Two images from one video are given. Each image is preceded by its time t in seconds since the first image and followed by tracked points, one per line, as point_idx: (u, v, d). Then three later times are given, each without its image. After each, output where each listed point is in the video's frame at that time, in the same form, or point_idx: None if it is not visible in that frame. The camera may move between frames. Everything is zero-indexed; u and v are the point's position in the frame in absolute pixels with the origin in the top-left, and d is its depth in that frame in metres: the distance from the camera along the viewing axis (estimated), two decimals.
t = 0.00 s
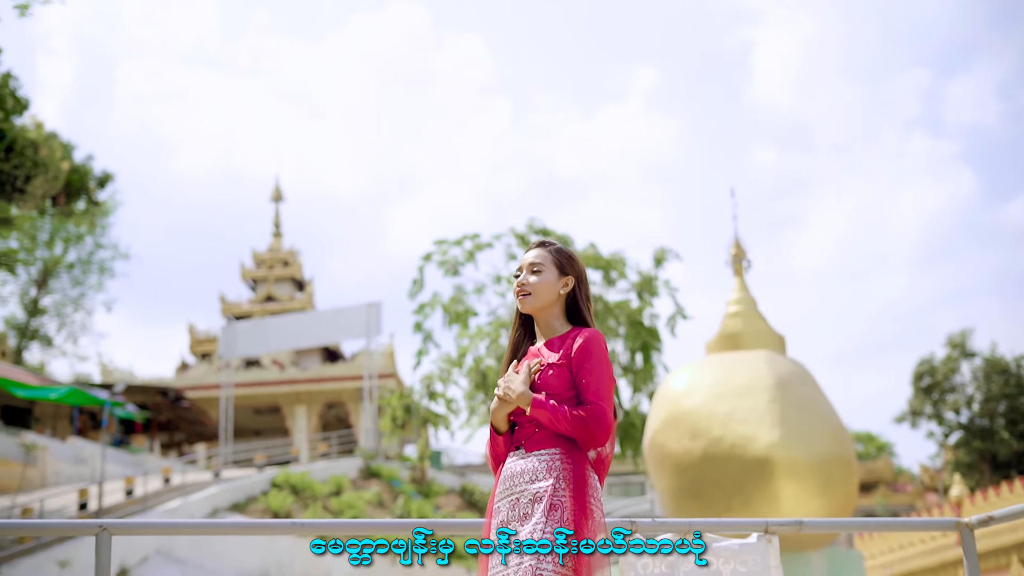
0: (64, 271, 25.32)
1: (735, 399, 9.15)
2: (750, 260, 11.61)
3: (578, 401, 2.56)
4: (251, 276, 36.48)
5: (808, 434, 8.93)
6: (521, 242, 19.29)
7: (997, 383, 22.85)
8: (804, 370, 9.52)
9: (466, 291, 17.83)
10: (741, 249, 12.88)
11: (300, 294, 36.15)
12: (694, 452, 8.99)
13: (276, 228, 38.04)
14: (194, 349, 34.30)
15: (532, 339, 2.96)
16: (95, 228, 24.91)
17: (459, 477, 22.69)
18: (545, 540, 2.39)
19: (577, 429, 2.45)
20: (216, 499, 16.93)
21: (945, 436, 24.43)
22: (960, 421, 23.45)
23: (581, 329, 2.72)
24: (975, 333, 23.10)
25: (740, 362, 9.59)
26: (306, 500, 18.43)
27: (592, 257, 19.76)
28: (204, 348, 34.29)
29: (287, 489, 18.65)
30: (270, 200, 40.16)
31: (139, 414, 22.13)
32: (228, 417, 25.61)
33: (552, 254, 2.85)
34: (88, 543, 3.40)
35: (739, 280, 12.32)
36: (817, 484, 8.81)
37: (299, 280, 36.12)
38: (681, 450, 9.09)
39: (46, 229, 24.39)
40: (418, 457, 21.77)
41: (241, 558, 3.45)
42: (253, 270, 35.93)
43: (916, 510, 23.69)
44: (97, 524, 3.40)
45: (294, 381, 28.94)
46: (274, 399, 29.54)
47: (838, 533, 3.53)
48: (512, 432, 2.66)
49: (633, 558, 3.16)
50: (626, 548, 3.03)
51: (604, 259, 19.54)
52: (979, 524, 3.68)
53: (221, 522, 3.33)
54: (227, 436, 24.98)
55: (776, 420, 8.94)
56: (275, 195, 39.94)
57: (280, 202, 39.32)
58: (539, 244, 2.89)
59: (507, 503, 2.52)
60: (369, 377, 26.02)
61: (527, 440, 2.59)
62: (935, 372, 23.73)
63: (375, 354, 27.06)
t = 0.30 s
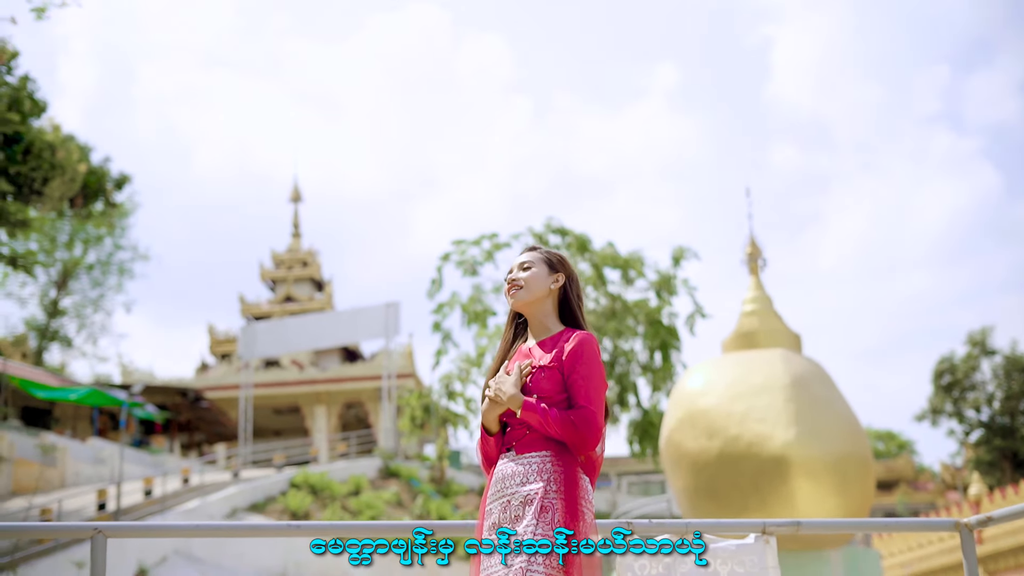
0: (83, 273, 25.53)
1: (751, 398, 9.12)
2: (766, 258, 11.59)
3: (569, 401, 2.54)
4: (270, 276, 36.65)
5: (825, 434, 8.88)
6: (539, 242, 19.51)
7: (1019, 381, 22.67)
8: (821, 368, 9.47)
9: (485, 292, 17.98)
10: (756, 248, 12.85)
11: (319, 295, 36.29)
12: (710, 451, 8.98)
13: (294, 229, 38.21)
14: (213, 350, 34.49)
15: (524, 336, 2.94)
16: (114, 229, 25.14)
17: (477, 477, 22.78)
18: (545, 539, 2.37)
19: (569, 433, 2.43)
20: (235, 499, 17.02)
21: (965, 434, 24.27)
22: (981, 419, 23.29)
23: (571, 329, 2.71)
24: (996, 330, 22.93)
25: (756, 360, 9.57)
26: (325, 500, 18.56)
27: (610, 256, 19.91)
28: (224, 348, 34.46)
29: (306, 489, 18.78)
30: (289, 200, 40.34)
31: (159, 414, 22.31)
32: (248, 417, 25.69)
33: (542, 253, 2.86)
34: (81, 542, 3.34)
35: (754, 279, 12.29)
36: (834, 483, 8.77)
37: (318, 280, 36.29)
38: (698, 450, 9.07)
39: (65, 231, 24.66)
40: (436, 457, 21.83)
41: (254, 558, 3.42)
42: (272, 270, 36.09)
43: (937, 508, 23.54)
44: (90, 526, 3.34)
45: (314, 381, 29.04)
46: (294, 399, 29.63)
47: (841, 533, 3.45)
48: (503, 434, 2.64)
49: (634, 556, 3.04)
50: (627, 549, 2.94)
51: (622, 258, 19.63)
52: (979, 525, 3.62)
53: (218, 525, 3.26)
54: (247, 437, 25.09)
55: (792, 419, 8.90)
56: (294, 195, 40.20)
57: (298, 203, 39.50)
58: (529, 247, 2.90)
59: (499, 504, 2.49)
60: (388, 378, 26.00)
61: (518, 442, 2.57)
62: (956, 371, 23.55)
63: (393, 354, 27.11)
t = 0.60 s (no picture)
0: (103, 274, 25.68)
1: (767, 396, 9.08)
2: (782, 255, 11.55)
3: (563, 402, 2.46)
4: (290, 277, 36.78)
5: (841, 433, 8.84)
6: (557, 241, 19.63)
7: None
8: (838, 366, 9.43)
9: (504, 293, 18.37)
10: (771, 245, 12.80)
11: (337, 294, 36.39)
12: (725, 450, 8.95)
13: (313, 229, 38.36)
14: (233, 350, 34.65)
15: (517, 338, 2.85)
16: (133, 230, 25.31)
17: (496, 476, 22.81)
18: (544, 540, 2.30)
19: (563, 433, 2.35)
20: (253, 498, 17.08)
21: (986, 432, 24.12)
22: (1002, 417, 23.14)
23: (564, 328, 2.63)
24: (1016, 328, 22.75)
25: (771, 358, 9.52)
26: (344, 499, 18.64)
27: (628, 255, 19.96)
28: (243, 348, 34.61)
29: (324, 489, 18.85)
30: (308, 200, 40.48)
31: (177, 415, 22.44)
32: (266, 418, 25.74)
33: (528, 252, 2.77)
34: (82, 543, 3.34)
35: (770, 277, 12.23)
36: (850, 482, 8.74)
37: (337, 280, 36.38)
38: (714, 449, 9.03)
39: (84, 231, 25.12)
40: (455, 457, 21.86)
41: (271, 556, 3.40)
42: (291, 271, 36.23)
43: (957, 506, 23.41)
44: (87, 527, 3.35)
45: (333, 381, 29.10)
46: (313, 399, 29.72)
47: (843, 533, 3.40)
48: (495, 433, 2.55)
49: (631, 556, 3.02)
50: (625, 548, 2.92)
51: (640, 257, 19.65)
52: (980, 524, 3.60)
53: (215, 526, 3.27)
54: (265, 437, 25.13)
55: (808, 418, 8.86)
56: (314, 195, 40.38)
57: (318, 204, 39.61)
58: (516, 248, 2.81)
59: (490, 505, 2.41)
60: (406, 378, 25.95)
61: (510, 442, 2.48)
62: (976, 368, 23.38)
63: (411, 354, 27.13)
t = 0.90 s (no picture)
0: (122, 274, 25.82)
1: (783, 394, 9.03)
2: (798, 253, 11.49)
3: (556, 399, 2.42)
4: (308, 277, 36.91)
5: (858, 431, 8.78)
6: (575, 240, 19.82)
7: None
8: (855, 364, 9.37)
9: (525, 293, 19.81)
10: (787, 242, 12.74)
11: (356, 294, 36.49)
12: (742, 448, 8.92)
13: (332, 229, 38.47)
14: (252, 350, 34.79)
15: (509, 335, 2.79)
16: (152, 231, 25.46)
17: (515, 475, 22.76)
18: (544, 540, 2.28)
19: (556, 430, 2.33)
20: (271, 498, 17.11)
21: (1007, 429, 23.91)
22: None
23: (557, 324, 2.57)
24: None
25: (788, 356, 9.47)
26: (362, 499, 18.68)
27: (646, 253, 19.94)
28: (262, 348, 34.73)
29: (342, 489, 18.88)
30: (326, 200, 40.57)
31: (197, 415, 22.51)
32: (286, 418, 25.78)
33: (518, 248, 2.72)
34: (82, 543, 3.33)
35: (787, 274, 12.18)
36: (868, 479, 8.68)
37: (355, 280, 36.47)
38: (730, 447, 9.01)
39: (104, 232, 25.28)
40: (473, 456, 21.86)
41: (289, 557, 3.40)
42: (309, 271, 36.35)
43: (979, 504, 23.22)
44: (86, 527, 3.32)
45: (351, 381, 29.13)
46: (332, 398, 29.80)
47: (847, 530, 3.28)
48: (488, 429, 2.53)
49: (629, 556, 2.92)
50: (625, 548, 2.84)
51: (658, 255, 19.66)
52: (985, 521, 3.51)
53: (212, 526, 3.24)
54: (284, 437, 25.16)
55: (825, 416, 8.81)
56: (331, 195, 40.52)
57: (336, 204, 39.70)
58: (506, 244, 2.75)
59: (483, 502, 2.40)
60: (425, 377, 25.91)
61: (504, 439, 2.46)
62: (997, 365, 23.18)
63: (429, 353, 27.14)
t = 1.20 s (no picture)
0: (142, 274, 25.98)
1: (801, 392, 8.97)
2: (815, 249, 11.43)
3: (549, 395, 2.32)
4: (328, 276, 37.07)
5: (877, 428, 8.71)
6: (594, 239, 19.96)
7: None
8: (873, 361, 9.30)
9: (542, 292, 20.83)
10: (805, 240, 12.65)
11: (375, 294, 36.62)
12: (760, 447, 8.87)
13: (351, 229, 38.62)
14: (272, 350, 34.94)
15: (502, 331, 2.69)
16: (171, 231, 25.60)
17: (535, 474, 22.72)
18: (544, 540, 2.19)
19: (553, 427, 2.22)
20: (290, 497, 17.18)
21: None
22: None
23: (551, 320, 2.46)
24: None
25: (805, 354, 9.41)
26: (381, 497, 18.76)
27: (665, 251, 19.93)
28: (282, 348, 34.88)
29: (361, 488, 18.97)
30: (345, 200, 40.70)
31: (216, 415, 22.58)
32: (305, 417, 25.83)
33: (510, 241, 2.58)
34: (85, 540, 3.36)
35: (805, 272, 12.12)
36: (887, 476, 8.62)
37: (375, 280, 36.58)
38: (748, 445, 8.96)
39: (124, 232, 25.56)
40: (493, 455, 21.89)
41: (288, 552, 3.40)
42: (329, 270, 36.50)
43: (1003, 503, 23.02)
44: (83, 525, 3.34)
45: (371, 380, 29.18)
46: (352, 398, 29.87)
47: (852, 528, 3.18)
48: (480, 425, 2.42)
49: (631, 556, 2.85)
50: (625, 548, 2.78)
51: (677, 253, 19.67)
52: (992, 519, 3.47)
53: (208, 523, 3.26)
54: (304, 436, 25.21)
55: (843, 413, 8.75)
56: (350, 195, 40.71)
57: (355, 203, 39.83)
58: (495, 239, 2.61)
59: (477, 499, 2.29)
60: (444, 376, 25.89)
61: (496, 435, 2.35)
62: (1020, 363, 22.98)
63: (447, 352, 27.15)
